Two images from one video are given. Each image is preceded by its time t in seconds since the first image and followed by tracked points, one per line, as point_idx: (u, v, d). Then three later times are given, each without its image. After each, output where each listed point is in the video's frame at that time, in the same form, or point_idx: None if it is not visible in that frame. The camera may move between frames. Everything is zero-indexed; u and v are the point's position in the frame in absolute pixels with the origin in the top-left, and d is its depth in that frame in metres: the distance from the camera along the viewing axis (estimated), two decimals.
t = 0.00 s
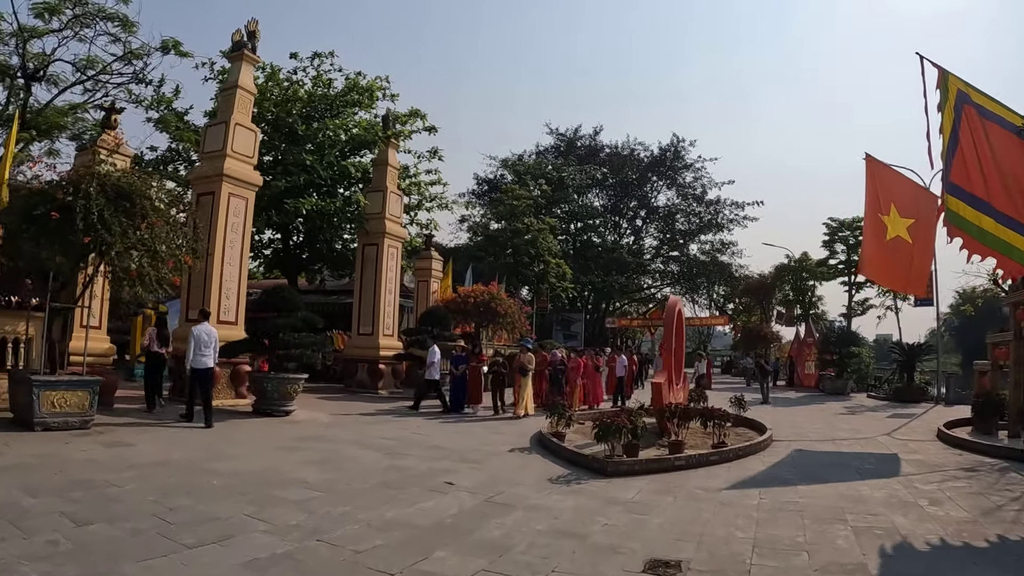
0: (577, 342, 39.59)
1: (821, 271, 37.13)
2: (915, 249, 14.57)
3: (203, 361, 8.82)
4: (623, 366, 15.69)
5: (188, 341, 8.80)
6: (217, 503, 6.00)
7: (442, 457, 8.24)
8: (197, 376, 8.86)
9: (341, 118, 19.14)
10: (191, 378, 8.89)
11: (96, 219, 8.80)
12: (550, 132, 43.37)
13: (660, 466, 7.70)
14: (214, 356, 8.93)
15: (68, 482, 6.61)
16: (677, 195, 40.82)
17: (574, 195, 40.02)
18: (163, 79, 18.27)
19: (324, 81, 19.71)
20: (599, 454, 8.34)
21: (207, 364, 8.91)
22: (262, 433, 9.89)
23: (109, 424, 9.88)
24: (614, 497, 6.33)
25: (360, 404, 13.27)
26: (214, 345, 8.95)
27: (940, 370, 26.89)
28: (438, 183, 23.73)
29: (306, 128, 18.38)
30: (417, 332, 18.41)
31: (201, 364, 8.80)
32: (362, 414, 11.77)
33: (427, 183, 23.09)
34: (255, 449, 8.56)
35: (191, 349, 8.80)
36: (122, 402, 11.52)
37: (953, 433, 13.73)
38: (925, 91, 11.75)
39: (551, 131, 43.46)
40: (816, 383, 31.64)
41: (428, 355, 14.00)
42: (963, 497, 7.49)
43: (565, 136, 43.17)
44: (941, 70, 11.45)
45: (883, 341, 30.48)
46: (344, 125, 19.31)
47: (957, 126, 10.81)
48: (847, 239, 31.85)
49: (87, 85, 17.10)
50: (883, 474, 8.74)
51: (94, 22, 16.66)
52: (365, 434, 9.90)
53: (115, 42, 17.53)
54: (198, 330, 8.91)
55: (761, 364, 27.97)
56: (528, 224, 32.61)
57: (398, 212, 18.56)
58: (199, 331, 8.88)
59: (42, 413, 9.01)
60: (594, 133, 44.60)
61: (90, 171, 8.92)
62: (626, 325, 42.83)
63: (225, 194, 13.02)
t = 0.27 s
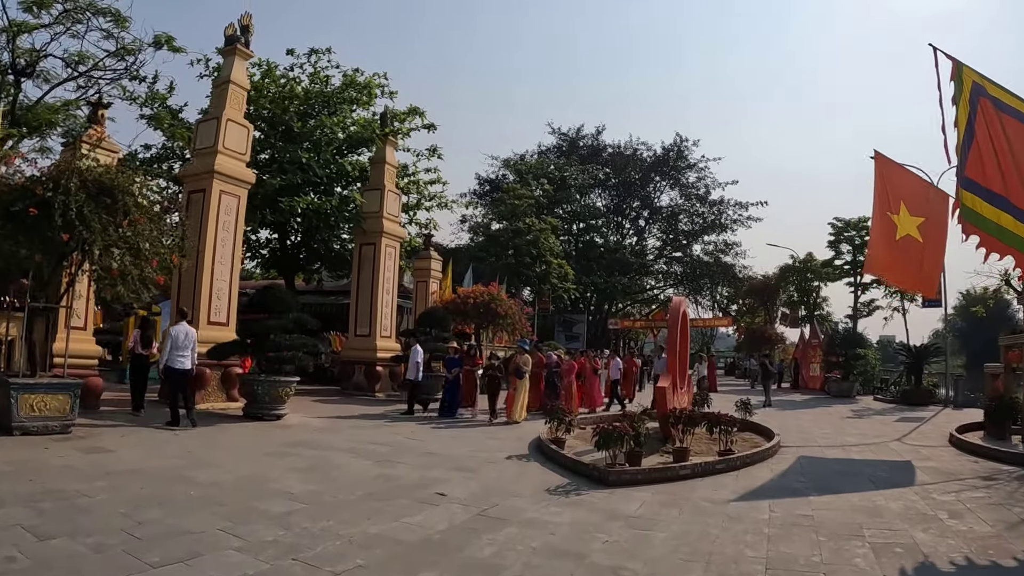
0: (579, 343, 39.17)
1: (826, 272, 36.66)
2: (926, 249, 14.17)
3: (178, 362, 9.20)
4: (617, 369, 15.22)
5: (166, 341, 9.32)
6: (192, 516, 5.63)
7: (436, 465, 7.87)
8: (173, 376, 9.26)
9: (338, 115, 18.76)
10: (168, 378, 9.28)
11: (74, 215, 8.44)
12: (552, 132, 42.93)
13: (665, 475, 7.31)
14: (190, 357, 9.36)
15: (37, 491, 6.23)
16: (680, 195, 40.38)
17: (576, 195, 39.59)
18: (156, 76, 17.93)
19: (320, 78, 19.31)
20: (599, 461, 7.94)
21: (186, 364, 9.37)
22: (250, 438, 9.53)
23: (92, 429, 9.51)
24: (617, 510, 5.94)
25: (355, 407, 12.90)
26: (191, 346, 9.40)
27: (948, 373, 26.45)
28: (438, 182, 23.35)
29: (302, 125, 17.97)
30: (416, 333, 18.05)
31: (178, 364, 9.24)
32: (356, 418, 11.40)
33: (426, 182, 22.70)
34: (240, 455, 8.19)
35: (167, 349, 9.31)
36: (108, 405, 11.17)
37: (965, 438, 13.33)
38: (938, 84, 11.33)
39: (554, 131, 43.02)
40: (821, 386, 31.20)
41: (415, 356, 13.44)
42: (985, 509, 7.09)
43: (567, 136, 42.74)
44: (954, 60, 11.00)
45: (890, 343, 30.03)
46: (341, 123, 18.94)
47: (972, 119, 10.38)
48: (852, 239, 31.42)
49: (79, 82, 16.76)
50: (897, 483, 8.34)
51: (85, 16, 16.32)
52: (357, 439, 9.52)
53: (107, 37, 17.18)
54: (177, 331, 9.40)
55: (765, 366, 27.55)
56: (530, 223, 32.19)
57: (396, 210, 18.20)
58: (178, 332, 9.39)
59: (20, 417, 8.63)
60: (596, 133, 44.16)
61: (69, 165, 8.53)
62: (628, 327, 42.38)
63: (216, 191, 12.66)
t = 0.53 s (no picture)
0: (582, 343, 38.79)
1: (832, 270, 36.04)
2: (938, 243, 13.75)
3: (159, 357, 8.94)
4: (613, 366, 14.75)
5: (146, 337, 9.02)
6: (166, 525, 5.27)
7: (430, 468, 7.49)
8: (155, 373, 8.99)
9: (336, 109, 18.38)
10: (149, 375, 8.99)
11: (52, 206, 8.11)
12: (555, 129, 42.47)
13: (672, 479, 6.93)
14: (172, 353, 9.09)
15: (5, 495, 5.89)
16: (684, 193, 39.92)
17: (579, 193, 39.16)
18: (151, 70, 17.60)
19: (318, 71, 18.87)
20: (603, 465, 7.55)
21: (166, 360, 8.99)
22: (240, 439, 9.17)
23: (75, 429, 9.18)
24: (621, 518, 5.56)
25: (351, 406, 12.54)
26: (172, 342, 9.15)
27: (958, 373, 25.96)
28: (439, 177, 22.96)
29: (298, 120, 17.54)
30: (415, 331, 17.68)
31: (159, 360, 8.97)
32: (351, 418, 11.05)
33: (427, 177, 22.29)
34: (226, 457, 7.84)
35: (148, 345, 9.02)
36: (96, 404, 10.84)
37: (981, 440, 12.91)
38: (955, 72, 10.93)
39: (557, 128, 42.57)
40: (828, 386, 30.76)
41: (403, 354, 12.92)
42: (1012, 517, 6.69)
43: (571, 133, 42.28)
44: (971, 46, 10.59)
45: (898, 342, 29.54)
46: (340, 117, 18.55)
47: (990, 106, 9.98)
48: (859, 237, 30.94)
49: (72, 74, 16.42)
50: (915, 488, 7.95)
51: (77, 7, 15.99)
52: (349, 440, 9.16)
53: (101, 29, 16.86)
54: (157, 327, 9.13)
55: (772, 366, 27.13)
56: (533, 221, 31.80)
57: (395, 206, 17.82)
58: (158, 327, 9.10)
59: None
60: (600, 130, 43.69)
61: (47, 154, 8.19)
62: (632, 326, 41.97)
63: (208, 185, 12.27)
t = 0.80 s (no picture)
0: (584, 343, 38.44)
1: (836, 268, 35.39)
2: (950, 242, 13.22)
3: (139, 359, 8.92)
4: (606, 366, 14.26)
5: (126, 337, 9.01)
6: (136, 539, 4.92)
7: (424, 476, 7.14)
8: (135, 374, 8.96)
9: (333, 105, 17.97)
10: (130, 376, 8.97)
11: (30, 201, 7.82)
12: (558, 127, 42.03)
13: (677, 489, 6.55)
14: (152, 354, 9.08)
15: None
16: (688, 192, 39.49)
17: (581, 192, 38.75)
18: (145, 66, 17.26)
19: (314, 66, 18.44)
20: (604, 473, 7.17)
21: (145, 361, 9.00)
22: (228, 443, 8.83)
23: (57, 433, 8.84)
24: (624, 533, 5.19)
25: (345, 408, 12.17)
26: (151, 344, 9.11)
27: (966, 373, 25.52)
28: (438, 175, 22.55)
29: (294, 116, 17.09)
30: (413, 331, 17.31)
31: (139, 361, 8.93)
32: (344, 421, 10.70)
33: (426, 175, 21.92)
34: (210, 464, 7.49)
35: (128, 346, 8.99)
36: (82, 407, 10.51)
37: (995, 444, 12.52)
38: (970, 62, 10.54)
39: (559, 127, 42.13)
40: (833, 386, 30.35)
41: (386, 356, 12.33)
42: None
43: (573, 132, 41.85)
44: (987, 35, 10.21)
45: (905, 343, 29.10)
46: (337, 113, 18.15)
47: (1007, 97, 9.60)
48: (865, 235, 30.51)
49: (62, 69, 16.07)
50: (933, 496, 7.57)
51: None
52: (341, 445, 8.81)
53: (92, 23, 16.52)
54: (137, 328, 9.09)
55: (776, 366, 26.73)
56: (534, 219, 31.42)
57: (393, 203, 17.46)
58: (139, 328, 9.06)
59: None
60: (603, 129, 43.25)
61: (25, 148, 7.92)
62: (635, 326, 41.59)
63: (198, 181, 11.87)
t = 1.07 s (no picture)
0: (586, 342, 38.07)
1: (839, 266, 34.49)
2: (962, 235, 12.81)
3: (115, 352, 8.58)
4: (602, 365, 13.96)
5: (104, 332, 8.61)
6: (97, 548, 4.55)
7: (414, 480, 6.77)
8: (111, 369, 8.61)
9: (329, 100, 17.54)
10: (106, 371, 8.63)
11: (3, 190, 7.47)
12: (559, 125, 41.59)
13: (682, 494, 6.18)
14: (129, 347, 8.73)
15: None
16: (691, 190, 39.05)
17: (583, 190, 38.34)
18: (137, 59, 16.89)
19: (310, 59, 18.05)
20: (604, 478, 6.79)
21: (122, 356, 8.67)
22: (212, 445, 8.46)
23: (35, 433, 8.50)
24: (625, 543, 4.82)
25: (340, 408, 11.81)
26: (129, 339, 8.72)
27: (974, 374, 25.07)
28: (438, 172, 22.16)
29: (289, 109, 16.70)
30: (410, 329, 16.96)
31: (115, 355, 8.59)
32: (336, 421, 10.34)
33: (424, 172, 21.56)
34: (191, 468, 7.12)
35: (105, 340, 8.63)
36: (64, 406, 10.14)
37: (1010, 446, 12.10)
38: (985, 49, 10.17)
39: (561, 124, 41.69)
40: (838, 386, 29.93)
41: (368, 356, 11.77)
42: None
43: (575, 130, 41.42)
44: (1003, 20, 9.83)
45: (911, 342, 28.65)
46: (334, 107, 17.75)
47: None
48: (871, 233, 30.08)
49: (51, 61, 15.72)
50: (951, 502, 7.19)
51: None
52: (330, 446, 8.45)
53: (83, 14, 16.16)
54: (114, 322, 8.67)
55: (781, 366, 26.31)
56: (536, 217, 31.04)
57: (390, 199, 17.11)
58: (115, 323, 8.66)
59: None
60: (605, 127, 42.79)
61: None
62: (637, 325, 41.18)
63: (187, 174, 11.46)
